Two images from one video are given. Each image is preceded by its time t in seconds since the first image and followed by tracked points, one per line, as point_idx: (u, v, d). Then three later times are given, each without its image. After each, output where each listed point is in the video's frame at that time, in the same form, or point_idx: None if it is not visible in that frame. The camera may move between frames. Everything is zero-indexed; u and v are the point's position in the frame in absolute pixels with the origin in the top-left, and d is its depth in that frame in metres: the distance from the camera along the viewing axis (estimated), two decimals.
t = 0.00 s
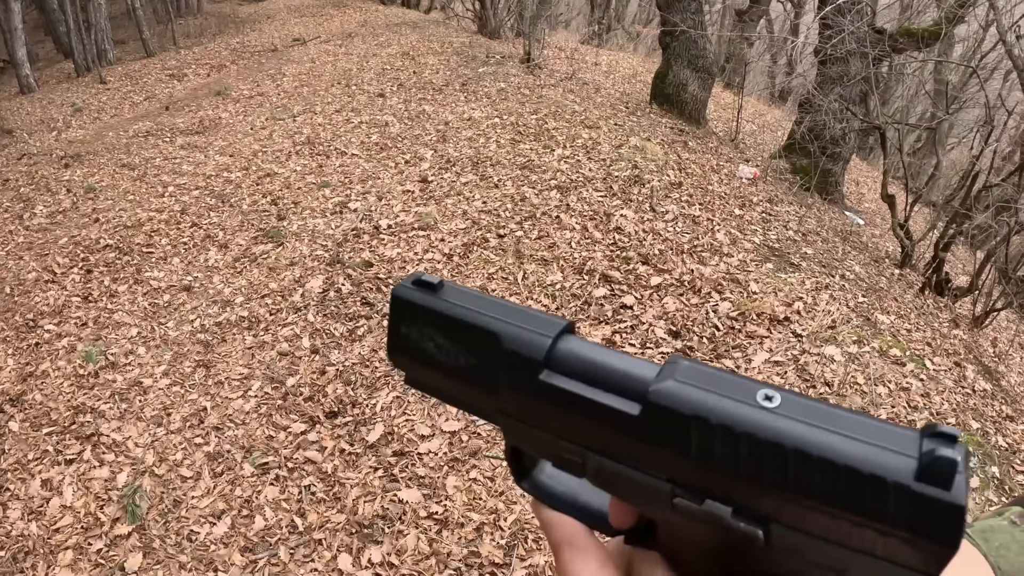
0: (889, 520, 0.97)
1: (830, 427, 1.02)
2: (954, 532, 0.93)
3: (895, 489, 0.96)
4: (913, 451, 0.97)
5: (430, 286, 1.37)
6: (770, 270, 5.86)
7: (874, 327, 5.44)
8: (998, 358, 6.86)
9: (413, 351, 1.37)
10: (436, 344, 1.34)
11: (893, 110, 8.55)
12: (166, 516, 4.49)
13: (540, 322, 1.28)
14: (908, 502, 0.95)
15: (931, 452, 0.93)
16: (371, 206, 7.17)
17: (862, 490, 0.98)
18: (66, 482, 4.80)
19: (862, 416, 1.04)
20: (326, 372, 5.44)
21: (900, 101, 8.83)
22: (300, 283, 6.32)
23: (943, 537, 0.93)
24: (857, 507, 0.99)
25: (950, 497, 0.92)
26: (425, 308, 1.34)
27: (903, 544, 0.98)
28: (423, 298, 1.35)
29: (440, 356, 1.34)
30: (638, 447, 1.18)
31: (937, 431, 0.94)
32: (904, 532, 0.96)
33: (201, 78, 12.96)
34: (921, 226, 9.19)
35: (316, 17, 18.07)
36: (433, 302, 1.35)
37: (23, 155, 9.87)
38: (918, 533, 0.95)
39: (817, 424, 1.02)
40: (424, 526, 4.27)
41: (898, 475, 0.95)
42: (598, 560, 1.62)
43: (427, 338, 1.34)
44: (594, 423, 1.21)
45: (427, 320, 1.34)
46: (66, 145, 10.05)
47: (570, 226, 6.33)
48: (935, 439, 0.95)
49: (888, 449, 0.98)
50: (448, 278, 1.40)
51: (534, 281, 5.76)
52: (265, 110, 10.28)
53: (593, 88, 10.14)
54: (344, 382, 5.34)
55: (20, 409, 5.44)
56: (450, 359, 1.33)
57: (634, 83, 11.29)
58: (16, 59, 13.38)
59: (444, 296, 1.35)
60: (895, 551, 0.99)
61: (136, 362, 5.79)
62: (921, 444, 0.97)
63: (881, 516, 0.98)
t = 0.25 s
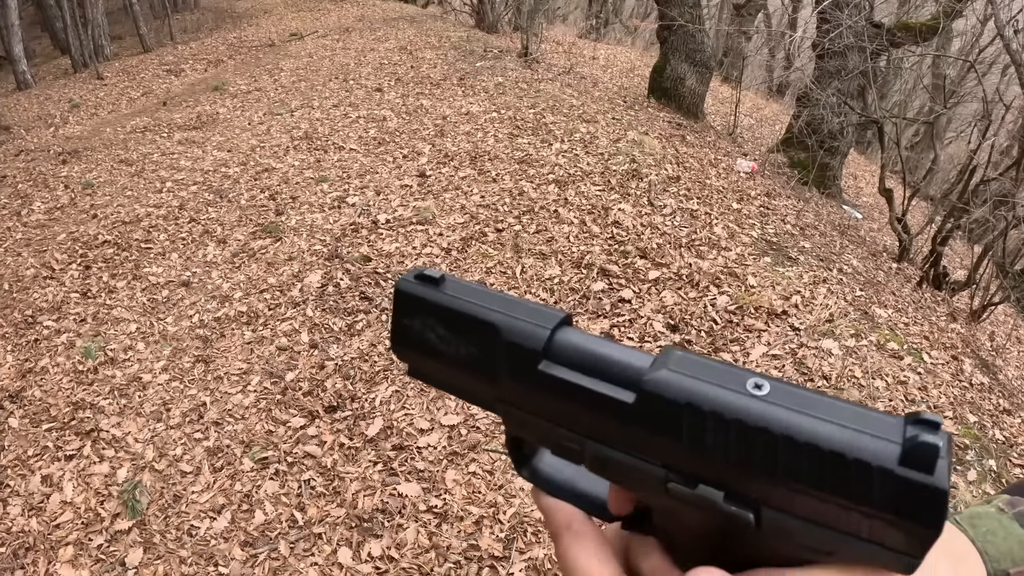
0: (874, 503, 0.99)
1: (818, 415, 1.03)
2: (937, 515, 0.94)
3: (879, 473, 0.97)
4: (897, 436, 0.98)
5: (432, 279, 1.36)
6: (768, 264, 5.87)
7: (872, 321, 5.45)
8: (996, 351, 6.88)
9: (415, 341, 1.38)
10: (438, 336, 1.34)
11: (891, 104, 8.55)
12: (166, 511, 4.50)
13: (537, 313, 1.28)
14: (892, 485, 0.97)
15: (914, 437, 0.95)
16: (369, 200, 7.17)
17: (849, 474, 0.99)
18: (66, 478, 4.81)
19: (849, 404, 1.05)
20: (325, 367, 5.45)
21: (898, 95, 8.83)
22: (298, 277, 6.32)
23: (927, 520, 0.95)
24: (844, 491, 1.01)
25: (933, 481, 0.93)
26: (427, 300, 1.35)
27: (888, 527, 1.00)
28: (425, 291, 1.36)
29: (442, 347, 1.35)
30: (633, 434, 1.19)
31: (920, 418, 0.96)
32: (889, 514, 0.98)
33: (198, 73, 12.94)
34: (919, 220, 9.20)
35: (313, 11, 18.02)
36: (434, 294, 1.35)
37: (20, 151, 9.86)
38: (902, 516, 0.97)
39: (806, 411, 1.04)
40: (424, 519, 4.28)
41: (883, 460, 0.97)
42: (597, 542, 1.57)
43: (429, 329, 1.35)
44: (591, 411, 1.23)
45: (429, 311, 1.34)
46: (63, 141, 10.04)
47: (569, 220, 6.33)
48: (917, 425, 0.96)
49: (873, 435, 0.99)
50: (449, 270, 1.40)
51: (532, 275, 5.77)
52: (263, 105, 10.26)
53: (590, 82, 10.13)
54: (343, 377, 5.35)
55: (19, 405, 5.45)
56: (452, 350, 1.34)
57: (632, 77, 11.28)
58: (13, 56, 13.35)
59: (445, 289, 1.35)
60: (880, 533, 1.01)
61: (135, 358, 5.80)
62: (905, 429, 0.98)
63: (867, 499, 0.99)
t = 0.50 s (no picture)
0: (867, 481, 0.99)
1: (810, 395, 1.03)
2: (926, 491, 0.95)
3: (870, 451, 0.98)
4: (886, 414, 0.99)
5: (431, 270, 1.34)
6: (765, 258, 5.88)
7: (870, 315, 5.46)
8: (993, 345, 6.90)
9: (416, 332, 1.36)
10: (438, 326, 1.33)
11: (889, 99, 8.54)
12: (166, 507, 4.51)
13: (534, 299, 1.27)
14: (883, 462, 0.97)
15: (902, 415, 0.96)
16: (367, 195, 7.17)
17: (843, 453, 1.00)
18: (65, 474, 4.82)
19: (839, 384, 1.05)
20: (323, 362, 5.46)
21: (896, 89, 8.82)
22: (297, 272, 6.33)
23: (918, 495, 0.96)
24: (836, 469, 1.01)
25: (922, 457, 0.94)
26: (424, 290, 1.33)
27: (881, 504, 1.00)
28: (423, 282, 1.34)
29: (443, 336, 1.33)
30: (631, 417, 1.18)
31: (909, 397, 0.97)
32: (880, 492, 0.99)
33: (195, 68, 12.91)
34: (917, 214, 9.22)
35: (310, 6, 17.97)
36: (432, 285, 1.33)
37: (18, 147, 9.84)
38: (893, 492, 0.98)
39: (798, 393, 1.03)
40: (423, 514, 4.29)
41: (873, 438, 0.97)
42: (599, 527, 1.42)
43: (429, 320, 1.33)
44: (588, 396, 1.21)
45: (428, 302, 1.33)
46: (60, 137, 10.02)
47: (566, 214, 6.34)
48: (906, 404, 0.97)
49: (862, 414, 0.99)
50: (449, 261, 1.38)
51: (530, 270, 5.78)
52: (260, 100, 10.25)
53: (588, 76, 10.12)
54: (342, 371, 5.36)
55: (18, 401, 5.45)
56: (451, 338, 1.32)
57: (629, 71, 11.27)
58: (9, 52, 13.31)
59: (445, 279, 1.33)
60: (873, 510, 1.01)
61: (134, 353, 5.80)
62: (897, 408, 0.98)
63: (857, 476, 1.00)
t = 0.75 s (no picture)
0: (850, 487, 1.00)
1: (796, 403, 1.03)
2: (905, 495, 0.96)
3: (851, 457, 0.98)
4: (866, 421, 0.99)
5: (432, 279, 1.33)
6: (763, 252, 5.89)
7: (867, 309, 5.47)
8: (990, 339, 6.92)
9: (411, 338, 1.36)
10: (433, 332, 1.32)
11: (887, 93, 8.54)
12: (165, 502, 4.52)
13: (527, 307, 1.26)
14: (866, 470, 0.97)
15: (881, 423, 0.97)
16: (365, 190, 7.17)
17: (827, 460, 1.00)
18: (64, 470, 4.82)
19: (825, 393, 1.05)
20: (322, 357, 5.46)
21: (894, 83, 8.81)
22: (295, 268, 6.33)
23: (898, 498, 0.96)
24: (820, 473, 1.01)
25: (900, 463, 0.95)
26: (422, 298, 1.32)
27: (862, 509, 1.01)
28: (418, 288, 1.33)
29: (438, 342, 1.32)
30: (622, 423, 1.18)
31: (889, 405, 0.97)
32: (861, 496, 0.99)
33: (192, 64, 12.89)
34: (915, 209, 9.22)
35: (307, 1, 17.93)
36: (430, 292, 1.32)
37: (15, 143, 9.82)
38: (874, 498, 0.98)
39: (786, 402, 1.03)
40: (422, 508, 4.30)
41: (854, 444, 0.98)
42: (595, 526, 1.43)
43: (425, 326, 1.33)
44: (580, 402, 1.21)
45: (423, 308, 1.32)
46: (58, 133, 10.00)
47: (565, 209, 6.34)
48: (887, 413, 0.98)
49: (844, 421, 1.00)
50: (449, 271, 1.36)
51: (529, 264, 5.78)
52: (258, 95, 10.23)
53: (586, 70, 10.11)
54: (340, 366, 5.36)
55: (16, 398, 5.45)
56: (448, 345, 1.31)
57: (627, 66, 11.26)
58: (5, 48, 13.27)
59: (440, 286, 1.32)
60: (856, 515, 1.01)
61: (132, 349, 5.80)
62: (881, 416, 0.98)
63: (841, 482, 1.00)
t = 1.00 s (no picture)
0: (846, 487, 0.99)
1: (793, 404, 1.03)
2: (903, 496, 0.95)
3: (846, 458, 0.98)
4: (863, 424, 0.99)
5: (432, 281, 1.33)
6: (762, 247, 5.89)
7: (866, 304, 5.47)
8: (988, 335, 6.93)
9: (412, 340, 1.35)
10: (434, 334, 1.32)
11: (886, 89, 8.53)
12: (164, 499, 4.52)
13: (527, 309, 1.26)
14: (862, 470, 0.97)
15: (878, 424, 0.96)
16: (363, 185, 7.16)
17: (825, 460, 0.99)
18: (63, 467, 4.82)
19: (822, 394, 1.04)
20: (320, 352, 5.46)
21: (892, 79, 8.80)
22: (293, 263, 6.32)
23: (895, 499, 0.96)
24: (817, 474, 1.00)
25: (897, 465, 0.94)
26: (422, 300, 1.32)
27: (860, 510, 1.00)
28: (419, 291, 1.33)
29: (438, 344, 1.32)
30: (621, 425, 1.17)
31: (886, 406, 0.97)
32: (858, 497, 0.98)
33: (190, 59, 12.86)
34: (913, 204, 9.23)
35: None
36: (429, 295, 1.32)
37: (12, 140, 9.80)
38: (872, 498, 0.97)
39: (783, 403, 1.03)
40: (421, 504, 4.31)
41: (850, 446, 0.97)
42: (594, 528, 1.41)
43: (425, 328, 1.33)
44: (579, 404, 1.21)
45: (423, 310, 1.32)
46: (55, 129, 9.98)
47: (563, 204, 6.34)
48: (884, 414, 0.97)
49: (840, 422, 0.99)
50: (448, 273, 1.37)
51: (527, 260, 5.78)
52: (255, 91, 10.21)
53: (584, 65, 10.09)
54: (339, 361, 5.36)
55: (15, 395, 5.44)
56: (448, 346, 1.31)
57: (625, 61, 11.25)
58: (2, 44, 13.23)
59: (442, 289, 1.32)
60: (854, 516, 1.01)
61: (130, 346, 5.79)
62: (878, 417, 0.98)
63: (838, 483, 1.00)
